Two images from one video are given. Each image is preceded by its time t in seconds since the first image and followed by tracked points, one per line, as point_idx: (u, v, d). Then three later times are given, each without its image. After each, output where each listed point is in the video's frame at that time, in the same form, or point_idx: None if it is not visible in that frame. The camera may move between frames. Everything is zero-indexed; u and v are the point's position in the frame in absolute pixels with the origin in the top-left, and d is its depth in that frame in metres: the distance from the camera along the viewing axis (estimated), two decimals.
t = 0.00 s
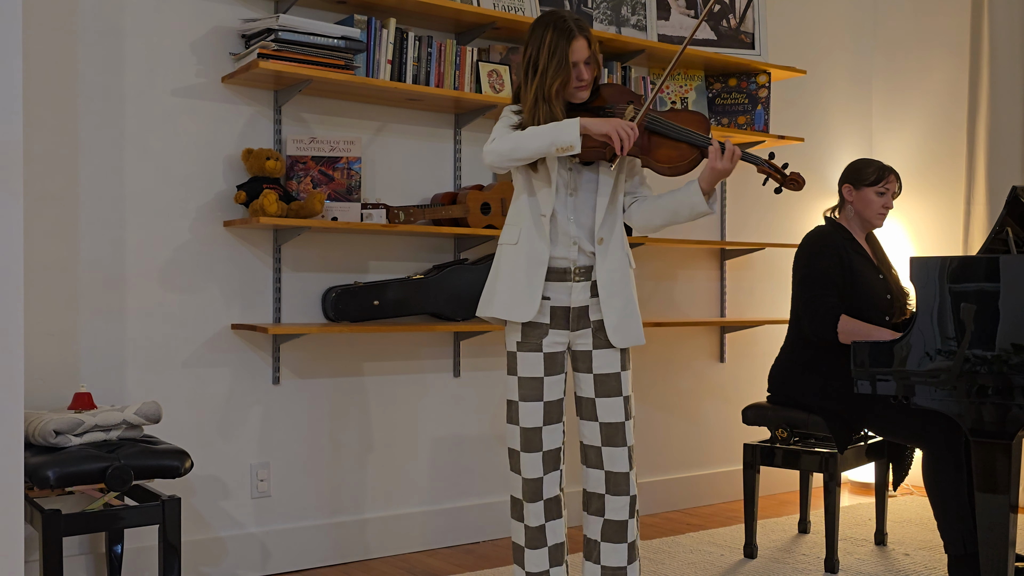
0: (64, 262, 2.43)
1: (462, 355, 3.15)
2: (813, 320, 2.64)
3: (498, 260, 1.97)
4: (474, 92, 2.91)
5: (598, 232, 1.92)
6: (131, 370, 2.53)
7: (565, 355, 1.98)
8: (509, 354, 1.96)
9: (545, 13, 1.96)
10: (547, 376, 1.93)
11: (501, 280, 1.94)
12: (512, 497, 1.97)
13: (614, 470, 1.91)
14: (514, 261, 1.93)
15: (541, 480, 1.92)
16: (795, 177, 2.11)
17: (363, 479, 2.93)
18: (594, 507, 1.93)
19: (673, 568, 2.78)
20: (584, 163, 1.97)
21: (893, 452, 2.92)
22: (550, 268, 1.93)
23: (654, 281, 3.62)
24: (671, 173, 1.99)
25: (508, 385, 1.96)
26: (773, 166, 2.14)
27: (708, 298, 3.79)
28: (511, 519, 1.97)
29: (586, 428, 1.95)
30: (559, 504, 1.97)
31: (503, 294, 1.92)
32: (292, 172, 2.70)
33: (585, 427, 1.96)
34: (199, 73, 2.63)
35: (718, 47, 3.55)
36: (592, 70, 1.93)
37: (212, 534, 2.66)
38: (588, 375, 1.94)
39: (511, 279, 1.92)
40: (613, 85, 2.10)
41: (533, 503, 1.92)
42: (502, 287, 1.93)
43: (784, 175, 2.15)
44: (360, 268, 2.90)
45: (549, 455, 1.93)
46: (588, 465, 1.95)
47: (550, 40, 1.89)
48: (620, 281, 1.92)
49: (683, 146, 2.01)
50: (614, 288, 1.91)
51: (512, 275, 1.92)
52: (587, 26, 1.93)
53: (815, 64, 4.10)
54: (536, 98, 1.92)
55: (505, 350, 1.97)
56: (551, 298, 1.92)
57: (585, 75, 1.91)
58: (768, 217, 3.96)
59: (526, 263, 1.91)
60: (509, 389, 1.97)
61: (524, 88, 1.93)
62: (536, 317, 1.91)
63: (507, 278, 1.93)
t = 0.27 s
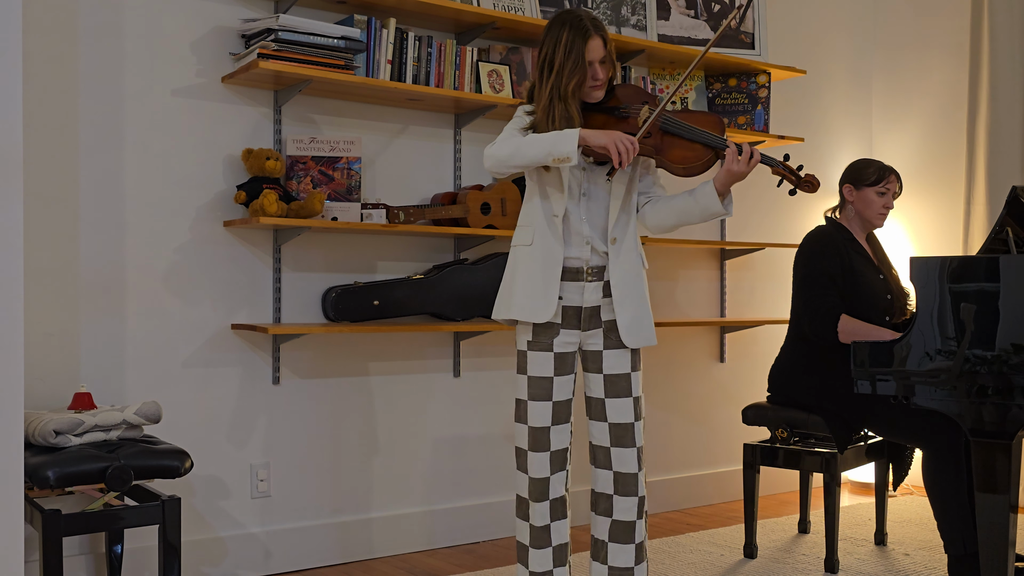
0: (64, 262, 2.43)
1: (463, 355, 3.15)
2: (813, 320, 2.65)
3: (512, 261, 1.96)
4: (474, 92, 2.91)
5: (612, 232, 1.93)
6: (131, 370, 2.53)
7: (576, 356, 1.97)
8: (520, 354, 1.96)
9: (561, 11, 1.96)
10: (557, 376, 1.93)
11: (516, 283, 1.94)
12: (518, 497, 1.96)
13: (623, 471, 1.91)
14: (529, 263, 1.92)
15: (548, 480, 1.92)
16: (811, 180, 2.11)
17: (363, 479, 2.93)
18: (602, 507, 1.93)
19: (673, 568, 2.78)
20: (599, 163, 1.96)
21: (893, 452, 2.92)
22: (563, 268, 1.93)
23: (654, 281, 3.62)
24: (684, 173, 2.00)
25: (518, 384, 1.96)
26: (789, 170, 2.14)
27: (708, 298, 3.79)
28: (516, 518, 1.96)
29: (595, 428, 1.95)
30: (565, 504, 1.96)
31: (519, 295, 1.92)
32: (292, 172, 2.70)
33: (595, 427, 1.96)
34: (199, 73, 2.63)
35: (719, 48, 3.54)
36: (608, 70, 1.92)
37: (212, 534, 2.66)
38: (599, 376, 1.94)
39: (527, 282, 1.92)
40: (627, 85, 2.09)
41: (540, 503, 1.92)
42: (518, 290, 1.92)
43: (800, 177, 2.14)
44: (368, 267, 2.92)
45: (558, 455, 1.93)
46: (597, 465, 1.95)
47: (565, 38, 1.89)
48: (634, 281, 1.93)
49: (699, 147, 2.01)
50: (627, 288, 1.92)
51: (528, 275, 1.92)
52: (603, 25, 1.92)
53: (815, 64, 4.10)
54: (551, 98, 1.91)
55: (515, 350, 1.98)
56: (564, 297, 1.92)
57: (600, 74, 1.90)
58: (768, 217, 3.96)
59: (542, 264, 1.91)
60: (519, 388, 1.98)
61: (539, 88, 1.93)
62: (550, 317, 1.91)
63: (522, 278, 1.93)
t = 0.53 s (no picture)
0: (64, 262, 2.43)
1: (463, 355, 3.15)
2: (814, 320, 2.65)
3: (522, 260, 1.97)
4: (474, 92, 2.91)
5: (625, 232, 1.92)
6: (131, 370, 2.53)
7: (587, 356, 1.97)
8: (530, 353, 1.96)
9: (578, 10, 1.95)
10: (566, 376, 1.93)
11: (524, 283, 1.95)
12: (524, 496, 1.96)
13: (630, 472, 1.91)
14: (538, 263, 1.93)
15: (555, 480, 1.92)
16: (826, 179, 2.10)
17: (363, 479, 2.93)
18: (609, 508, 1.94)
19: (673, 568, 2.78)
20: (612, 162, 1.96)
21: (893, 452, 2.92)
22: (574, 268, 1.92)
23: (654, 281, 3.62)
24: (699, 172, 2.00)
25: (528, 383, 1.96)
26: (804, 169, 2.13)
27: (708, 298, 3.79)
28: (522, 517, 1.95)
29: (604, 429, 1.95)
30: (570, 504, 1.96)
31: (527, 294, 1.93)
32: (292, 172, 2.70)
33: (603, 428, 1.96)
34: (199, 73, 2.63)
35: (718, 47, 3.55)
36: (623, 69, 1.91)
37: (212, 534, 2.66)
38: (609, 376, 1.94)
39: (535, 282, 1.92)
40: (643, 85, 2.04)
41: (546, 503, 1.92)
42: (527, 289, 1.93)
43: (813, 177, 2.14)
44: (374, 268, 2.93)
45: (565, 455, 1.93)
46: (604, 465, 1.95)
47: (581, 37, 1.88)
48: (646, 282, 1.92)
49: (711, 146, 2.00)
50: (639, 289, 1.91)
51: (536, 275, 1.93)
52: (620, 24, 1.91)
53: (814, 64, 4.10)
54: (567, 96, 1.91)
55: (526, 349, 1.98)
56: (574, 297, 1.92)
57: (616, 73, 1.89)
58: (768, 216, 3.96)
59: (550, 264, 1.91)
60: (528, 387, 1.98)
61: (554, 85, 1.93)
62: (559, 316, 1.92)
63: (531, 277, 1.93)
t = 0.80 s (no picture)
0: (63, 262, 2.43)
1: (463, 355, 3.15)
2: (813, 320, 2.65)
3: (533, 260, 1.98)
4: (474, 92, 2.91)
5: (636, 232, 1.92)
6: (131, 370, 2.53)
7: (597, 356, 1.96)
8: (540, 352, 1.96)
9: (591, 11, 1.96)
10: (575, 376, 1.92)
11: (533, 280, 1.96)
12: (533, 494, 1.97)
13: (636, 474, 1.91)
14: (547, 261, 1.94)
15: (562, 480, 1.92)
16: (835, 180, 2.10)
17: (363, 479, 2.93)
18: (615, 508, 1.94)
19: (673, 568, 2.78)
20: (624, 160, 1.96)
21: (893, 452, 2.92)
22: (584, 267, 1.92)
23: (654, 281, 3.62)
24: (709, 172, 1.99)
25: (537, 382, 1.96)
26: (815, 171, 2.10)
27: (708, 298, 3.79)
28: (530, 516, 1.96)
29: (612, 429, 1.95)
30: (580, 505, 1.95)
31: (535, 292, 1.94)
32: (292, 172, 2.70)
33: (611, 428, 1.96)
34: (199, 73, 2.63)
35: (718, 47, 3.56)
36: (636, 69, 1.92)
37: (212, 534, 2.66)
38: (617, 376, 1.93)
39: (543, 281, 1.93)
40: (659, 86, 2.05)
41: (553, 503, 1.91)
42: (535, 287, 1.94)
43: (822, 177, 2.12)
44: (380, 268, 2.94)
45: (574, 455, 1.93)
46: (612, 466, 1.95)
47: (596, 35, 1.88)
48: (657, 282, 1.91)
49: (722, 146, 1.99)
50: (650, 289, 1.90)
51: (546, 274, 1.93)
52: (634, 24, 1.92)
53: (814, 64, 4.10)
54: (581, 95, 1.90)
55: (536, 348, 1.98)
56: (584, 297, 1.92)
57: (629, 72, 1.90)
58: (768, 217, 3.96)
59: (559, 263, 1.92)
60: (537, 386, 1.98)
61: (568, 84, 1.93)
62: (566, 316, 1.92)
63: (541, 277, 1.94)
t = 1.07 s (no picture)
0: (63, 263, 2.43)
1: (463, 355, 3.15)
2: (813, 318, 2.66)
3: (545, 255, 1.99)
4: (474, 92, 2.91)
5: (649, 232, 1.90)
6: (131, 370, 2.53)
7: (606, 356, 1.96)
8: (548, 351, 1.97)
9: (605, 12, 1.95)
10: (583, 376, 1.93)
11: (542, 276, 1.97)
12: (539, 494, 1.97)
13: (641, 475, 1.91)
14: (557, 258, 1.95)
15: (569, 480, 1.92)
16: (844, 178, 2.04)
17: (363, 479, 2.93)
18: (619, 509, 1.94)
19: (673, 568, 2.78)
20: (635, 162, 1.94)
21: (893, 452, 2.92)
22: (594, 267, 1.93)
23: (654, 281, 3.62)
24: (717, 172, 1.89)
25: (545, 381, 1.97)
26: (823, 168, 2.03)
27: (708, 298, 3.79)
28: (536, 515, 1.97)
29: (618, 429, 1.95)
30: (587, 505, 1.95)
31: (544, 288, 1.95)
32: (292, 172, 2.71)
33: (617, 428, 1.95)
34: (199, 73, 2.64)
35: (718, 47, 3.55)
36: (647, 71, 1.90)
37: (212, 534, 2.66)
38: (624, 377, 1.93)
39: (552, 277, 1.94)
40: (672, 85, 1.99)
41: (559, 502, 1.91)
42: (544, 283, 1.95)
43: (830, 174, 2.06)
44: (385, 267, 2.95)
45: (581, 455, 1.93)
46: (617, 466, 1.95)
47: (606, 36, 1.87)
48: (671, 283, 1.89)
49: (730, 146, 1.91)
50: (662, 291, 1.89)
51: (556, 272, 1.94)
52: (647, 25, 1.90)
53: (814, 64, 4.10)
54: (591, 96, 1.89)
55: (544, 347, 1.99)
56: (593, 297, 1.92)
57: (641, 74, 1.88)
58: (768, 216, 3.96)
59: (568, 261, 1.93)
60: (545, 386, 1.99)
61: (580, 86, 1.92)
62: (574, 315, 1.92)
63: (551, 274, 1.95)
